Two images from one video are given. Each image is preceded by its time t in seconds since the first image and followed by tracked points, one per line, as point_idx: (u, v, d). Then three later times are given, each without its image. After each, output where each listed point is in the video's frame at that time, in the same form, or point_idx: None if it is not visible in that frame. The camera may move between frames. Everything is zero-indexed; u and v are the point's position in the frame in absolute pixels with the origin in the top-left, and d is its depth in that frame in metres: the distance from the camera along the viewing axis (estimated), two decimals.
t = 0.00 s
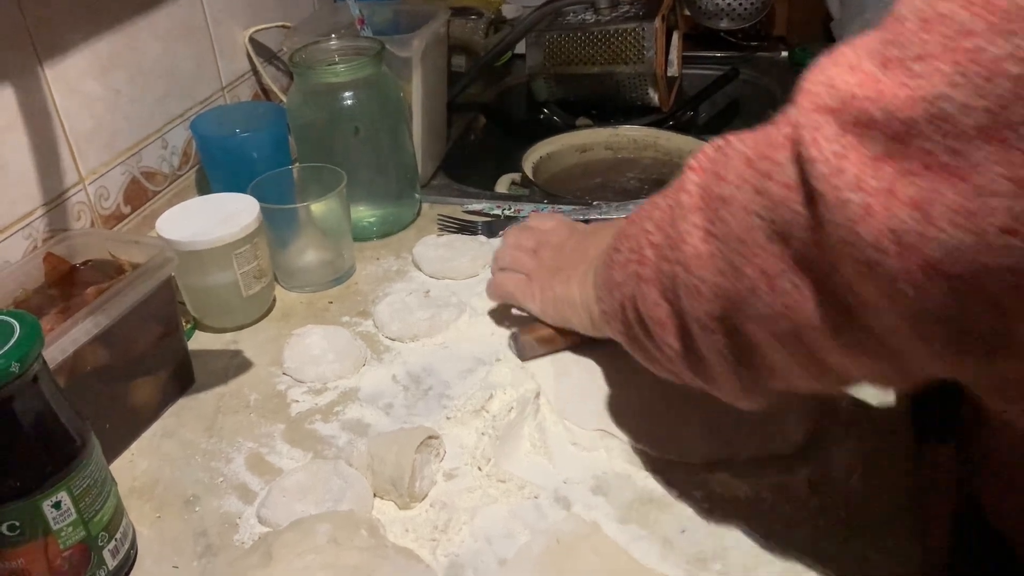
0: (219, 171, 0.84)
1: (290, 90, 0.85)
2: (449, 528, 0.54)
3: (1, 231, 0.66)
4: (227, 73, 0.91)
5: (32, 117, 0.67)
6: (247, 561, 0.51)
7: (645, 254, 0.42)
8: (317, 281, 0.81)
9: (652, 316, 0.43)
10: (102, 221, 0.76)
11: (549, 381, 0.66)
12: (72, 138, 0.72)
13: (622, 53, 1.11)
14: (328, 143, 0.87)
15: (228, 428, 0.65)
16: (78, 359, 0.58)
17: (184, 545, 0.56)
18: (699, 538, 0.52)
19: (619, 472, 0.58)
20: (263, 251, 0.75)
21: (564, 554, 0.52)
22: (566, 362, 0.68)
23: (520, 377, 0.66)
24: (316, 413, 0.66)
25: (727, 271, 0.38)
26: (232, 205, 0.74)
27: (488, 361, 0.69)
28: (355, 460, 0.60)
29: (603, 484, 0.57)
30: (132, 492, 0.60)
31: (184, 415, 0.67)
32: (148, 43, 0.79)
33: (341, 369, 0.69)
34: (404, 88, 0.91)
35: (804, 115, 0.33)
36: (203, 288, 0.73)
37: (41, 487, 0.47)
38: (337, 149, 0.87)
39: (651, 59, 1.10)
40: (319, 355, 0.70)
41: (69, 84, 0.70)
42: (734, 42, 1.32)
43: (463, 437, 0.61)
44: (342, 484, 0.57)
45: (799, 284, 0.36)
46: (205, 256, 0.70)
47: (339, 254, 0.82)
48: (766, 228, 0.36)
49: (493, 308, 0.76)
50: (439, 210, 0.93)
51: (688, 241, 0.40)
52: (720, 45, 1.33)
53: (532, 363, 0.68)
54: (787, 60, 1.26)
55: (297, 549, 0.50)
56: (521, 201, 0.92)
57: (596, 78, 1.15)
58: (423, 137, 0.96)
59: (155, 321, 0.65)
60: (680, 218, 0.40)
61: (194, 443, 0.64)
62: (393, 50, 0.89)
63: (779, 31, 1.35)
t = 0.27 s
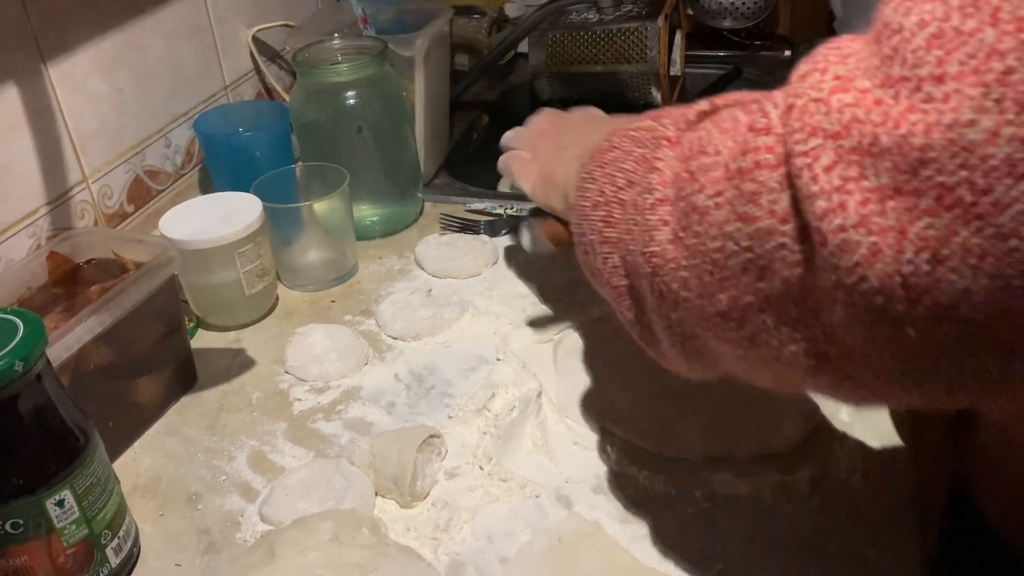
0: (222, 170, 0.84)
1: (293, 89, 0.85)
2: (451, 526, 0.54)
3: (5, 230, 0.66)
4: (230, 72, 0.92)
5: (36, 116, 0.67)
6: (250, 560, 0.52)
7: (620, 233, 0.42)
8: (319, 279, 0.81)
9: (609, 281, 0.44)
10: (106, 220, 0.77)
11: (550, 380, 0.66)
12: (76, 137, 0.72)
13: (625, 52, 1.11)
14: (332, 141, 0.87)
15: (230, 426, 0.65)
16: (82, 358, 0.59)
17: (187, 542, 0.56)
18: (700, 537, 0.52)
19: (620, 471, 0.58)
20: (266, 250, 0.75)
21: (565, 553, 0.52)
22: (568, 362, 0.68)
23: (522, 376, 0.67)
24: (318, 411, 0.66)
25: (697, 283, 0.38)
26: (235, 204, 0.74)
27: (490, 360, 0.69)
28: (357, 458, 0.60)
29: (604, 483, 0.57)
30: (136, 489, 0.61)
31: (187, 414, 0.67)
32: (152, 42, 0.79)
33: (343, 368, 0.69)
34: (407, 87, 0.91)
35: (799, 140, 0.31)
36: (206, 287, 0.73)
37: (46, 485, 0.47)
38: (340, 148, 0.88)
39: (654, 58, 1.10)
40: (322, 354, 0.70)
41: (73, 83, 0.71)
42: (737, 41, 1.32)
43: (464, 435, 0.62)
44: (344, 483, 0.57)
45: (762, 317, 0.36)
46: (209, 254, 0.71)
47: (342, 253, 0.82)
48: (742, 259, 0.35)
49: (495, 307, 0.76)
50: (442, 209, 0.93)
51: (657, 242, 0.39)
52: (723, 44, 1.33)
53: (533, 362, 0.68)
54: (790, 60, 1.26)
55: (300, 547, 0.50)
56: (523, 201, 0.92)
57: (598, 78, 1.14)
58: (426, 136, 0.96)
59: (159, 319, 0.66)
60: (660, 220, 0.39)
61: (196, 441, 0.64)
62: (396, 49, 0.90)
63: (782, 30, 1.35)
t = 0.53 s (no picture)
0: (232, 146, 0.84)
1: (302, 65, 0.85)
2: (460, 501, 0.54)
3: (16, 204, 0.66)
4: (239, 48, 0.91)
5: (46, 90, 0.67)
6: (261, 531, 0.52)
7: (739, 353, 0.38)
8: (328, 256, 0.81)
9: (743, 427, 0.39)
10: (116, 195, 0.77)
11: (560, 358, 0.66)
12: (85, 112, 0.72)
13: (636, 30, 1.10)
14: (341, 118, 0.87)
15: (240, 401, 0.66)
16: (93, 332, 0.59)
17: (198, 515, 0.57)
18: (709, 513, 0.53)
19: (629, 448, 0.58)
20: (275, 226, 0.75)
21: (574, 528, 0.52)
22: (577, 340, 0.68)
23: (531, 354, 0.67)
24: (328, 387, 0.66)
25: (854, 413, 0.33)
26: (245, 180, 0.74)
27: (500, 337, 0.69)
28: (367, 434, 0.60)
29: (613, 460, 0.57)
30: (146, 462, 0.61)
31: (197, 388, 0.68)
32: (161, 17, 0.79)
33: (352, 344, 0.69)
34: (417, 64, 0.90)
35: (951, 246, 0.27)
36: (215, 263, 0.73)
37: (59, 456, 0.48)
38: (349, 125, 0.87)
39: (666, 36, 1.09)
40: (332, 330, 0.70)
41: (82, 57, 0.70)
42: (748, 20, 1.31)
43: (474, 412, 0.62)
44: (354, 458, 0.57)
45: (939, 436, 0.31)
46: (219, 230, 0.71)
47: (351, 230, 0.82)
48: (904, 375, 0.30)
49: (504, 285, 0.76)
50: (451, 186, 0.93)
51: (797, 373, 0.34)
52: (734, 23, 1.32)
53: (542, 341, 0.68)
54: (802, 38, 1.25)
55: (310, 520, 0.51)
56: (533, 178, 0.91)
57: (608, 55, 1.14)
58: (435, 114, 0.95)
59: (169, 294, 0.66)
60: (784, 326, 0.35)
61: (207, 415, 0.65)
62: (406, 24, 0.89)
63: (794, 8, 1.33)
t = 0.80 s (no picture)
0: (255, 79, 0.83)
1: None
2: (487, 428, 0.55)
3: (42, 132, 0.66)
4: None
5: (70, 17, 0.66)
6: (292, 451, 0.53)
7: (931, 425, 0.35)
8: (351, 192, 0.81)
9: (919, 513, 0.36)
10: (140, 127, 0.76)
11: (584, 293, 0.66)
12: (109, 41, 0.71)
13: None
14: (364, 54, 0.86)
15: (268, 331, 0.66)
16: (122, 257, 0.59)
17: (229, 438, 0.58)
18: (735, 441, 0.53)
19: (655, 380, 0.58)
20: (299, 159, 0.74)
21: (600, 453, 0.52)
22: (602, 276, 0.68)
23: (556, 289, 0.67)
24: (354, 318, 0.66)
25: None
26: (269, 112, 0.73)
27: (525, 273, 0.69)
28: (394, 364, 0.61)
29: (639, 391, 0.57)
30: (176, 388, 0.62)
31: (224, 318, 0.68)
32: None
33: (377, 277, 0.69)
34: None
35: None
36: (240, 195, 0.73)
37: (92, 375, 0.48)
38: (372, 60, 0.86)
39: None
40: (357, 265, 0.71)
41: None
42: None
43: (500, 343, 0.62)
44: (382, 385, 0.58)
45: None
46: (243, 161, 0.70)
47: (374, 166, 0.82)
48: None
49: (529, 222, 0.75)
50: (474, 125, 0.92)
51: None
52: None
53: (568, 277, 0.68)
54: None
55: (342, 440, 0.51)
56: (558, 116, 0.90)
57: None
58: (457, 53, 0.94)
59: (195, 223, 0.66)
60: (958, 365, 0.35)
61: (234, 345, 0.65)
62: None
63: None
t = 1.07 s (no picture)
0: (262, 17, 0.80)
1: None
2: (499, 371, 0.54)
3: (44, 68, 0.64)
4: None
5: None
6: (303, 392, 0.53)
7: None
8: (360, 135, 0.79)
9: None
10: (144, 65, 0.74)
11: (598, 238, 0.65)
12: None
13: None
14: None
15: (277, 274, 0.65)
16: (127, 197, 0.58)
17: (238, 379, 0.57)
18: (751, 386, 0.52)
19: (669, 326, 0.57)
20: (307, 99, 0.73)
21: (614, 397, 0.52)
22: (616, 222, 0.67)
23: (570, 234, 0.65)
24: (364, 262, 0.65)
25: None
26: (276, 50, 0.71)
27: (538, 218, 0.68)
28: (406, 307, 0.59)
29: (655, 338, 0.56)
30: (184, 330, 0.61)
31: (233, 261, 0.67)
32: None
33: (387, 221, 0.68)
34: None
35: None
36: (247, 136, 0.71)
37: (98, 313, 0.47)
38: None
39: None
40: (367, 208, 0.69)
41: None
42: None
43: (512, 288, 0.61)
44: (393, 328, 0.57)
45: None
46: (250, 101, 0.69)
47: (383, 108, 0.80)
48: None
49: (542, 165, 0.74)
50: (485, 67, 0.90)
51: None
52: None
53: (582, 222, 0.67)
54: None
55: (352, 382, 0.50)
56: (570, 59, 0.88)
57: None
58: None
59: (202, 163, 0.64)
60: None
61: (243, 287, 0.64)
62: None
63: None
